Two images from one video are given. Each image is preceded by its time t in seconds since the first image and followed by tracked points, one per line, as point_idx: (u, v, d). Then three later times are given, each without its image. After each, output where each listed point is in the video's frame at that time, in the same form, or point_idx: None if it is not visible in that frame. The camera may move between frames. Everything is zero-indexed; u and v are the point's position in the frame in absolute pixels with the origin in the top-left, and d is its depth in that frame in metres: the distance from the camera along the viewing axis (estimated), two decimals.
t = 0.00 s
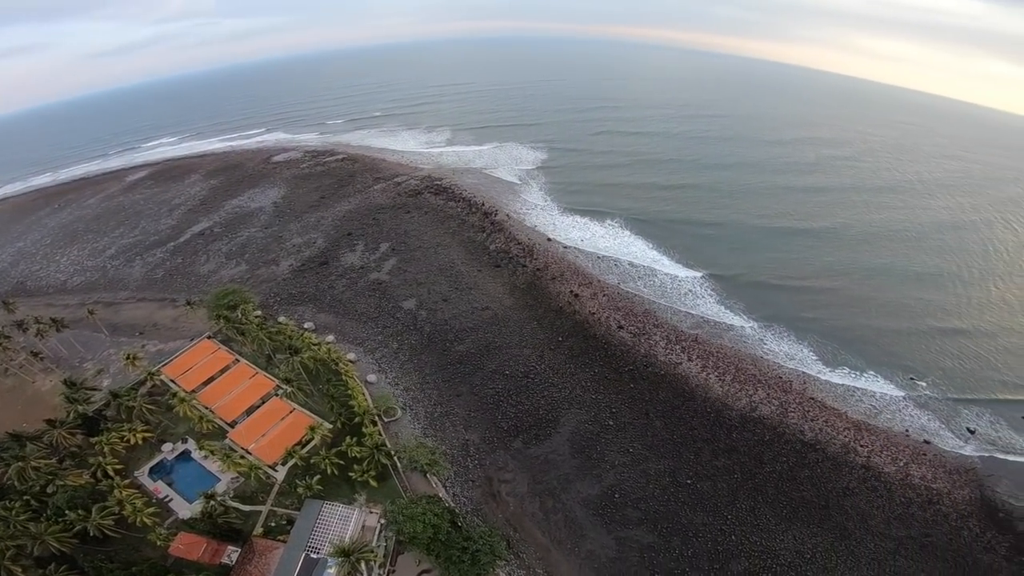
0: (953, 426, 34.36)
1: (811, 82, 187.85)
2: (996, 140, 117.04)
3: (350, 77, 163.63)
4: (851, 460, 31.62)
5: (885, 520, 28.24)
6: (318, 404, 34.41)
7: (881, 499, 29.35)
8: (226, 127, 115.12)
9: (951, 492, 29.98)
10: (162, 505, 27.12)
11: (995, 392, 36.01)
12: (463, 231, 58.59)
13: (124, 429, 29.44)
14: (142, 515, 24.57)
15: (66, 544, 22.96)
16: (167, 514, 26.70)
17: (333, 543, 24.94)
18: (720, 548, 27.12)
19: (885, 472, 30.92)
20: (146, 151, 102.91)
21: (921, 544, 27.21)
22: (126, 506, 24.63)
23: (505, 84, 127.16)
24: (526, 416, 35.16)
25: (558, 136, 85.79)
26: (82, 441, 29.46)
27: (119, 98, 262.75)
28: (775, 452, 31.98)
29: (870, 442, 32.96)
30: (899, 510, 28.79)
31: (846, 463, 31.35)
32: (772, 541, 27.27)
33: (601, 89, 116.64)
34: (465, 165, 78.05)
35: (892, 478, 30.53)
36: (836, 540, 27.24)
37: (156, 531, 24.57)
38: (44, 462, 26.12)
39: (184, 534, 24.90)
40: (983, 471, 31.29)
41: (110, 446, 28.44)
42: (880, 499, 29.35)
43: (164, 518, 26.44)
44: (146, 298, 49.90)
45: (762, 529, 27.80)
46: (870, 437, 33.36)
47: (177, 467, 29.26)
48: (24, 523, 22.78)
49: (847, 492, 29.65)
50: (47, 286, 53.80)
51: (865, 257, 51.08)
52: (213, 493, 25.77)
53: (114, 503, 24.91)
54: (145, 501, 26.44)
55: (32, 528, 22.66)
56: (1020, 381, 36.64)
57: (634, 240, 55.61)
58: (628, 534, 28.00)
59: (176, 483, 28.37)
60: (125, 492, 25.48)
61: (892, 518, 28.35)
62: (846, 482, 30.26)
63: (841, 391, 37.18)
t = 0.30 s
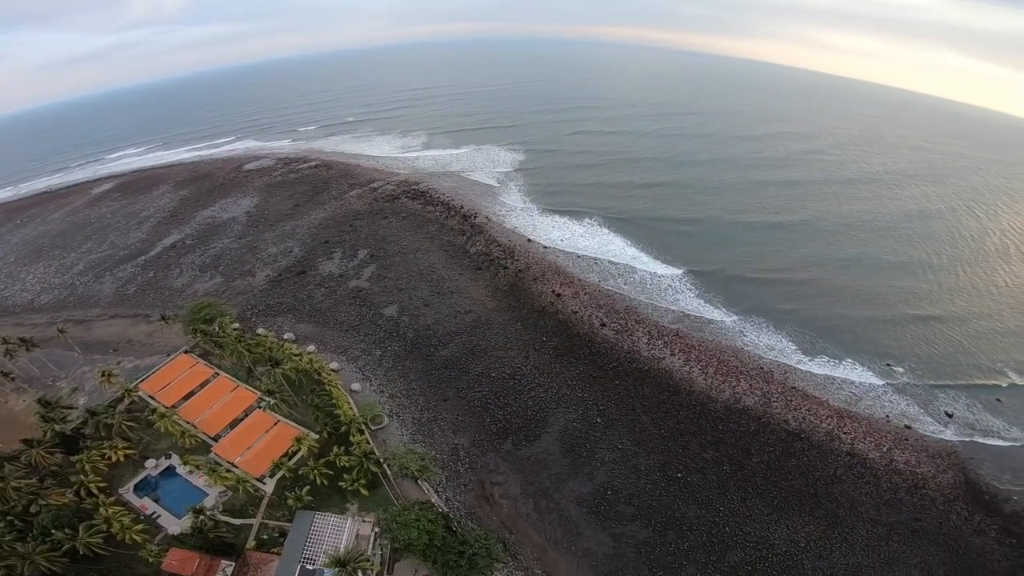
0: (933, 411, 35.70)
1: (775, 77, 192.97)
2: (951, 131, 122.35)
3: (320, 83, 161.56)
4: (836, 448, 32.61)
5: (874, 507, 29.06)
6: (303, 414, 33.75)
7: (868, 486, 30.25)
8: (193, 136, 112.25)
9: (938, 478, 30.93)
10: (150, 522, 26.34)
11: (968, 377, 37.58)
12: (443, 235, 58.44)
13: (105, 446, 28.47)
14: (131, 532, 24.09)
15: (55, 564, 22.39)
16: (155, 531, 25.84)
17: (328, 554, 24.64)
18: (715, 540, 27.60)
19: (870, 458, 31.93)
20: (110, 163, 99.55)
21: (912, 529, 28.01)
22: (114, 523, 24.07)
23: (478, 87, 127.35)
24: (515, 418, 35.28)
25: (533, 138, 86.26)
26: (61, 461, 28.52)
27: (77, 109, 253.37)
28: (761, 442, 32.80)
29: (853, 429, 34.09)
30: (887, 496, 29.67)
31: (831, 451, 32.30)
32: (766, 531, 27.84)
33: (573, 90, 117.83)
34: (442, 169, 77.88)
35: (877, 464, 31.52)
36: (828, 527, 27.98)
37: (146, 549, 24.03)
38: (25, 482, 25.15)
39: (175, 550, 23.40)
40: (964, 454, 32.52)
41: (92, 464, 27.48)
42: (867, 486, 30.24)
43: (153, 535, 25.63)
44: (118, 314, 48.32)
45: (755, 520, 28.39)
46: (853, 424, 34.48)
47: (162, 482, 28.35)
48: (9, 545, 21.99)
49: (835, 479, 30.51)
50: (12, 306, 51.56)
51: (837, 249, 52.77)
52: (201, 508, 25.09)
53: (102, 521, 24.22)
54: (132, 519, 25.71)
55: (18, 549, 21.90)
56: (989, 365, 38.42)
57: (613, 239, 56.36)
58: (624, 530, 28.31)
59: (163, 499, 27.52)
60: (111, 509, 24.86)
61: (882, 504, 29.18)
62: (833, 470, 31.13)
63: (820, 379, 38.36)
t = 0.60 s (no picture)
0: (910, 395, 37.21)
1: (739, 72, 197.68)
2: (908, 121, 127.42)
3: (288, 89, 158.91)
4: (820, 435, 33.60)
5: (862, 492, 29.94)
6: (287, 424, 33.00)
7: (854, 471, 31.18)
8: (158, 146, 108.98)
9: (920, 461, 32.07)
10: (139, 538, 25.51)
11: (942, 361, 39.23)
12: (421, 239, 58.18)
13: (86, 464, 27.66)
14: (121, 548, 23.60)
15: None
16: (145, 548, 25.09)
17: (323, 564, 24.34)
18: (708, 532, 28.15)
19: (854, 445, 32.96)
20: (71, 175, 95.86)
21: (901, 513, 28.90)
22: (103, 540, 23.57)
23: (450, 89, 127.14)
24: (503, 419, 35.42)
25: (508, 139, 86.57)
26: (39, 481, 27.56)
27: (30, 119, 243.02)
28: (746, 432, 33.64)
29: (835, 416, 35.20)
30: (873, 481, 30.58)
31: (815, 439, 33.27)
32: (758, 521, 28.48)
33: (545, 90, 118.60)
34: (418, 173, 77.51)
35: (861, 450, 32.52)
36: (818, 514, 28.73)
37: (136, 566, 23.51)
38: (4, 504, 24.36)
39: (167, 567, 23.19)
40: (943, 437, 33.91)
41: (74, 482, 26.75)
42: (853, 471, 31.17)
43: (143, 552, 24.88)
44: (88, 332, 46.64)
45: (746, 510, 29.07)
46: (834, 412, 35.59)
47: (148, 499, 27.53)
48: None
49: (821, 466, 31.38)
50: None
51: (808, 240, 54.50)
52: (191, 523, 24.65)
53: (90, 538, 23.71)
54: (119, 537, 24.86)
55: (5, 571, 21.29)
56: (959, 349, 40.25)
57: (591, 237, 57.00)
58: (618, 526, 28.72)
59: (151, 515, 26.71)
60: (98, 527, 24.31)
61: (869, 490, 30.07)
62: (818, 457, 32.03)
63: (799, 368, 39.58)
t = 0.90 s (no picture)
0: (888, 380, 38.71)
1: (707, 68, 201.58)
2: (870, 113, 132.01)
3: (257, 94, 156.12)
4: (805, 423, 34.63)
5: (849, 479, 30.92)
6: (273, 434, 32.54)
7: (839, 458, 32.18)
8: (124, 156, 105.78)
9: (902, 446, 33.33)
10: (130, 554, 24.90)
11: (918, 348, 40.86)
12: (400, 242, 57.92)
13: (69, 481, 26.87)
14: (114, 564, 23.12)
15: None
16: (136, 564, 24.49)
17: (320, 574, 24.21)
18: (702, 524, 28.77)
19: (837, 432, 34.07)
20: (33, 188, 92.28)
21: (888, 498, 29.89)
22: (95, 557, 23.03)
23: (424, 91, 126.72)
24: (493, 420, 35.60)
25: (485, 140, 86.75)
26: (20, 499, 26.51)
27: None
28: (732, 423, 34.51)
29: (817, 403, 36.38)
30: (859, 468, 31.61)
31: (800, 427, 34.27)
32: (750, 511, 29.21)
33: (518, 90, 119.12)
34: (395, 176, 77.07)
35: (845, 437, 33.64)
36: (808, 502, 29.59)
37: None
38: None
39: None
40: (923, 422, 35.27)
41: (58, 499, 25.94)
42: (839, 458, 32.18)
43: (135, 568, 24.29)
44: (60, 349, 45.06)
45: (737, 500, 29.80)
46: (816, 400, 36.73)
47: (137, 514, 26.80)
48: None
49: (808, 454, 32.33)
50: None
51: (783, 233, 56.05)
52: (182, 537, 24.13)
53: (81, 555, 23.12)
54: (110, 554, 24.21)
55: None
56: (933, 335, 41.98)
57: (570, 236, 57.55)
58: (612, 521, 29.18)
59: (140, 530, 25.98)
60: (89, 543, 23.76)
61: (855, 476, 31.07)
62: (805, 445, 32.99)
63: (779, 358, 40.75)
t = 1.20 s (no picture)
0: (865, 366, 40.19)
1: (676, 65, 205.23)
2: (832, 106, 136.37)
3: (224, 101, 152.78)
4: (787, 411, 35.67)
5: (834, 465, 31.95)
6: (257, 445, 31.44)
7: (823, 445, 33.25)
8: (86, 166, 102.14)
9: (884, 431, 34.60)
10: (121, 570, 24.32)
11: (894, 334, 42.45)
12: (378, 247, 57.46)
13: (53, 499, 26.13)
14: None
15: None
16: None
17: None
18: (695, 515, 29.39)
19: (820, 419, 35.20)
20: None
21: (875, 483, 30.94)
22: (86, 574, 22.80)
23: (396, 94, 125.90)
24: (481, 421, 35.68)
25: (461, 142, 86.69)
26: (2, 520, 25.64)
27: None
28: (717, 414, 35.35)
29: (799, 391, 37.55)
30: (844, 454, 32.70)
31: (784, 416, 35.29)
32: (741, 501, 29.94)
33: (491, 91, 119.26)
34: (372, 180, 76.39)
35: (828, 424, 34.79)
36: (796, 490, 30.47)
37: None
38: None
39: None
40: (902, 407, 36.67)
41: (42, 518, 25.22)
42: (823, 445, 33.24)
43: None
44: (30, 367, 43.30)
45: (728, 490, 30.52)
46: (798, 387, 37.90)
47: (126, 529, 25.93)
48: None
49: (793, 442, 33.31)
50: None
51: (757, 226, 57.55)
52: (175, 552, 23.71)
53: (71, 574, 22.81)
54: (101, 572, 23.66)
55: None
56: (908, 321, 43.70)
57: (550, 235, 57.98)
58: (606, 517, 29.59)
59: (132, 545, 25.23)
60: (80, 560, 23.58)
61: (840, 462, 32.13)
62: (789, 433, 33.98)
63: (759, 347, 41.89)
